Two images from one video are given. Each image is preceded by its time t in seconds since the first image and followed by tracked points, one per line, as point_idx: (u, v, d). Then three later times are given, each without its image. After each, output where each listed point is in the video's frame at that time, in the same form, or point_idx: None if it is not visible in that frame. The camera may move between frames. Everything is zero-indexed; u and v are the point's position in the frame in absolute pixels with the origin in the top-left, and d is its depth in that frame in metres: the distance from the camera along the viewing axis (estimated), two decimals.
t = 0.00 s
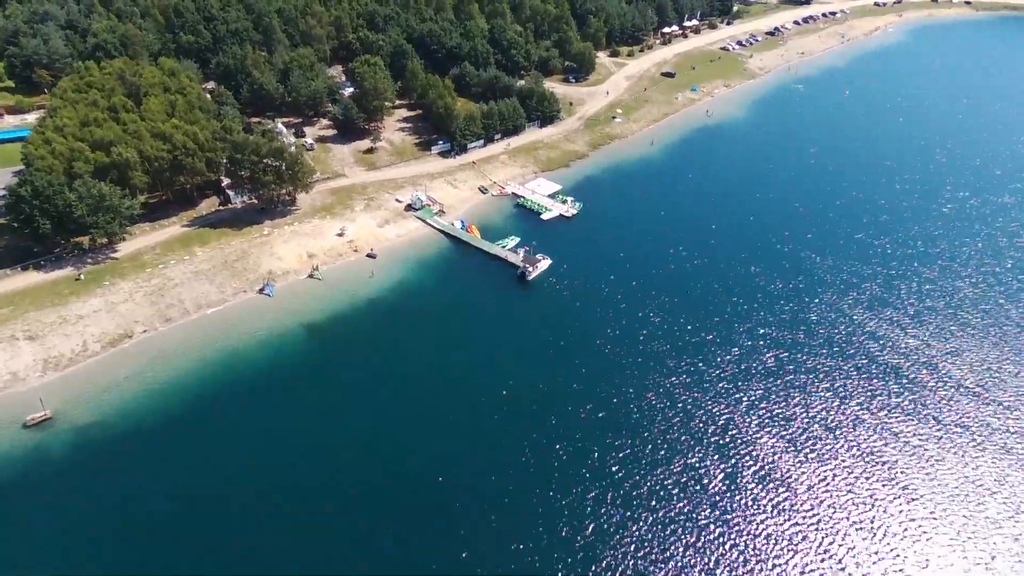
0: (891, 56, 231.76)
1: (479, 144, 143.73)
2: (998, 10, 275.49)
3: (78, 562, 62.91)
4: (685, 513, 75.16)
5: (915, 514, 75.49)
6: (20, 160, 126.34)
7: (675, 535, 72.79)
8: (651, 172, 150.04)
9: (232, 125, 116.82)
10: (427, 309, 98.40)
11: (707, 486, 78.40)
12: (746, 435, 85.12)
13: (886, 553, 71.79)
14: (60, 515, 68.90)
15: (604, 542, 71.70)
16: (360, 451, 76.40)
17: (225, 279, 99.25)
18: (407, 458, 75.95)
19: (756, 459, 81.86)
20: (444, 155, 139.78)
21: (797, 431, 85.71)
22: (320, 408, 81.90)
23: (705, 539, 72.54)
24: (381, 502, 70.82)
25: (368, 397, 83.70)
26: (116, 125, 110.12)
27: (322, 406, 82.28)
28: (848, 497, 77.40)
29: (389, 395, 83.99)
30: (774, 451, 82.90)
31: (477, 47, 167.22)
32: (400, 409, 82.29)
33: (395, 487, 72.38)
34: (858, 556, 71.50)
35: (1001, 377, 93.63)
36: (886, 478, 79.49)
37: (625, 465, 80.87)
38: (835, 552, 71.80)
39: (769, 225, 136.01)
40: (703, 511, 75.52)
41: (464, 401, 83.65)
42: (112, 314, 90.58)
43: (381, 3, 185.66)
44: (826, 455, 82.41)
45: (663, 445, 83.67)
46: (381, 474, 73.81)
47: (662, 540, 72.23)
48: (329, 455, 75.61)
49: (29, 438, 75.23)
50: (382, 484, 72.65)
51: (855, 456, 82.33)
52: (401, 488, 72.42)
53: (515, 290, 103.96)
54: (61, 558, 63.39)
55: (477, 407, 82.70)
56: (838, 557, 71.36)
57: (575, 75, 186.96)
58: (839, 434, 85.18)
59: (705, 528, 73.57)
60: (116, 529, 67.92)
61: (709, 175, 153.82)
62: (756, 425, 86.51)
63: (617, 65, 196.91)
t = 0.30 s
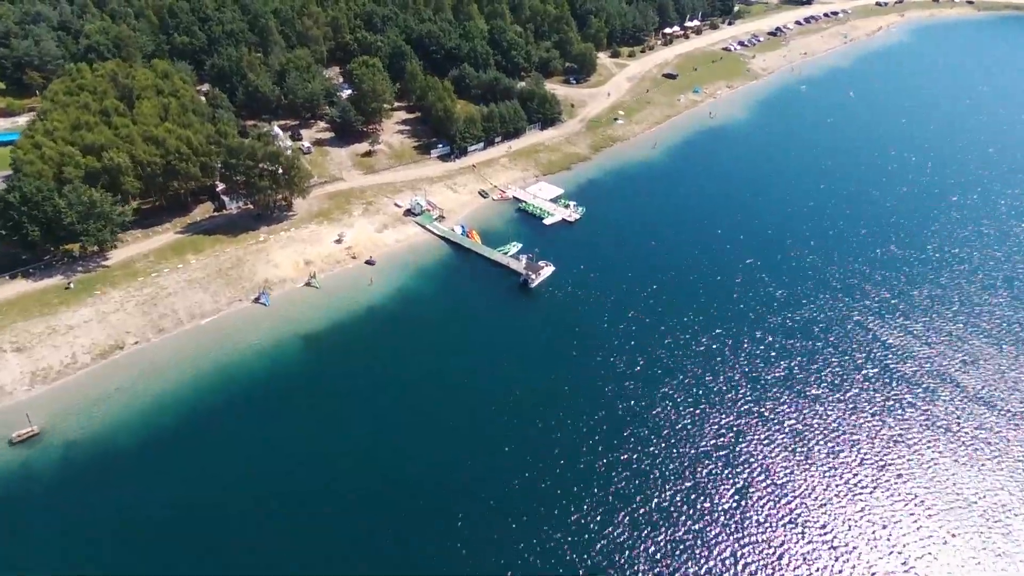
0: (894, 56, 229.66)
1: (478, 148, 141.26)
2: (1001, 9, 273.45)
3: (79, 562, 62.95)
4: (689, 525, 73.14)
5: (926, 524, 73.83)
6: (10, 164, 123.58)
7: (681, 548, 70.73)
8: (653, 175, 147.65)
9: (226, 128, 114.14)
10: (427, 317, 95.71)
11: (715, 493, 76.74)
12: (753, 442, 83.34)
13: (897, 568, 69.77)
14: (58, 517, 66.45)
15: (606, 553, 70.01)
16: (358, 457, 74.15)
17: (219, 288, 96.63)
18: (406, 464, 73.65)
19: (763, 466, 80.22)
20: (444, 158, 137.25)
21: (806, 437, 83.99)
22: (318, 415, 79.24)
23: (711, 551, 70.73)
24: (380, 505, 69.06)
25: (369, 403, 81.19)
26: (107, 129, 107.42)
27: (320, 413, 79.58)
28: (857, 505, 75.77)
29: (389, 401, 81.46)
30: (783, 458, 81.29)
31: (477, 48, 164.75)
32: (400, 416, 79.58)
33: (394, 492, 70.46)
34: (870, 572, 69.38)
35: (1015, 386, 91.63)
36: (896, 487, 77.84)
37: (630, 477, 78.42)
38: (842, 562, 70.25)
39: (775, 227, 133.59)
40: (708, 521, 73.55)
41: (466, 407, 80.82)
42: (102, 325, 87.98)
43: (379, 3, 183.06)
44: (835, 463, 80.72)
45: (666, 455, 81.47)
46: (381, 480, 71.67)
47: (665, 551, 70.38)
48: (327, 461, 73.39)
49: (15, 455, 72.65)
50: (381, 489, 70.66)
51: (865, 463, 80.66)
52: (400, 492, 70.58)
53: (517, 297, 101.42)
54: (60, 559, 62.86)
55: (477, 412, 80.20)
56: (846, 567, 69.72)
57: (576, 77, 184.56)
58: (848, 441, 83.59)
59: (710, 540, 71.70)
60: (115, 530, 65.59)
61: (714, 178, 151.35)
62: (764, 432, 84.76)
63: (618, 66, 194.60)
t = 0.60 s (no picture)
0: (897, 57, 227.76)
1: (479, 151, 138.78)
2: (1003, 10, 271.76)
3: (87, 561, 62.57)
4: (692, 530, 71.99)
5: (935, 530, 72.55)
6: None
7: (682, 554, 69.64)
8: (656, 178, 145.36)
9: (221, 132, 111.47)
10: (428, 324, 93.47)
11: (719, 498, 75.35)
12: (759, 447, 82.19)
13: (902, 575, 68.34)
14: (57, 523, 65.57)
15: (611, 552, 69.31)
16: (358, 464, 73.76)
17: (214, 297, 93.97)
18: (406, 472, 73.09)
19: (769, 470, 79.04)
20: (444, 162, 134.72)
21: (813, 442, 82.94)
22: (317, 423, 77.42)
23: (713, 551, 69.92)
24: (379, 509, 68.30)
25: (371, 411, 79.87)
26: (98, 133, 104.68)
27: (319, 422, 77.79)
28: (859, 511, 74.52)
29: (391, 410, 79.85)
30: (790, 463, 80.17)
31: (476, 50, 162.38)
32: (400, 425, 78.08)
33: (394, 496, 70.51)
34: None
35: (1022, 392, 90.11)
36: (904, 491, 76.61)
37: (635, 482, 76.98)
38: (849, 567, 69.05)
39: (780, 230, 131.49)
40: (712, 525, 72.46)
41: (467, 418, 79.38)
42: (92, 337, 85.30)
43: (377, 4, 180.50)
44: (843, 467, 79.61)
45: (669, 458, 80.30)
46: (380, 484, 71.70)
47: (665, 551, 69.74)
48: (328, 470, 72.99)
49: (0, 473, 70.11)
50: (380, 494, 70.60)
51: (873, 468, 79.49)
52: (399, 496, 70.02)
53: (520, 306, 98.89)
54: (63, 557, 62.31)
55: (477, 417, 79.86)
56: (853, 572, 68.52)
57: (577, 78, 182.25)
58: (856, 445, 82.49)
59: (712, 544, 70.60)
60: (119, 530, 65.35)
61: (718, 181, 149.00)
62: (771, 436, 83.65)
63: (620, 68, 192.31)
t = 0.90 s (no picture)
0: (901, 58, 225.39)
1: (480, 154, 136.15)
2: (1007, 10, 269.40)
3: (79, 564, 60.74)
4: (698, 530, 69.79)
5: (946, 531, 70.53)
6: None
7: (688, 553, 67.44)
8: (660, 181, 142.82)
9: (216, 137, 108.81)
10: (429, 330, 91.17)
11: (727, 499, 73.21)
12: (768, 444, 80.07)
13: None
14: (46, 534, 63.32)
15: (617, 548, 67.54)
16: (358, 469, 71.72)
17: (208, 307, 91.24)
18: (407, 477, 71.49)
19: (771, 471, 76.76)
20: (444, 165, 132.09)
21: (820, 441, 80.52)
22: (315, 433, 75.33)
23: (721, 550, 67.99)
24: (379, 513, 67.62)
25: (370, 415, 78.09)
26: (90, 137, 102.02)
27: (317, 430, 75.90)
28: (864, 513, 72.28)
29: (390, 416, 77.92)
30: (799, 461, 78.05)
31: (477, 51, 159.74)
32: (399, 431, 76.28)
33: (394, 500, 69.05)
34: None
35: None
36: (915, 491, 74.47)
37: (640, 478, 75.01)
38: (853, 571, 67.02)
39: (788, 231, 129.07)
40: (719, 527, 70.13)
41: (464, 427, 77.52)
42: (83, 350, 82.61)
43: (376, 4, 177.80)
44: (850, 465, 77.50)
45: (674, 457, 78.11)
46: (380, 489, 70.08)
47: (673, 547, 67.95)
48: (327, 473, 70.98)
49: None
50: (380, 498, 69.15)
51: (884, 467, 77.41)
52: (399, 498, 69.28)
53: (523, 315, 96.21)
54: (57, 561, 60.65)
55: (478, 421, 78.27)
56: None
57: (579, 79, 179.66)
58: (867, 443, 80.27)
59: (721, 543, 68.65)
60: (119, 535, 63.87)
61: (724, 184, 146.19)
62: (779, 433, 81.55)
63: (622, 69, 189.76)
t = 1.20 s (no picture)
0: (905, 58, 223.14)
1: (481, 157, 133.66)
2: (1011, 10, 267.39)
3: None
4: (707, 546, 67.69)
5: (959, 545, 68.52)
6: None
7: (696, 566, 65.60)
8: (665, 184, 140.27)
9: (212, 141, 106.12)
10: (429, 338, 88.70)
11: (736, 512, 71.14)
12: (778, 455, 77.99)
13: None
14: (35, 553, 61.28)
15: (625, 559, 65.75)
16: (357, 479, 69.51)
17: (203, 316, 88.68)
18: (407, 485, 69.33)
19: (775, 482, 74.82)
20: (445, 169, 129.60)
21: (824, 451, 78.62)
22: (312, 444, 72.85)
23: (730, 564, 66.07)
24: (379, 522, 65.56)
25: (369, 425, 75.62)
26: (82, 142, 99.32)
27: (313, 440, 73.52)
28: (870, 526, 70.33)
29: (388, 425, 75.54)
30: (810, 472, 76.04)
31: (478, 52, 157.19)
32: (399, 442, 73.77)
33: (394, 508, 66.98)
34: None
35: None
36: (929, 503, 72.39)
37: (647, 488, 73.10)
38: None
39: (796, 234, 126.59)
40: (725, 540, 68.23)
41: (465, 437, 75.05)
42: (73, 363, 80.11)
43: (375, 4, 175.05)
44: (855, 476, 75.58)
45: (682, 467, 75.98)
46: (380, 497, 67.93)
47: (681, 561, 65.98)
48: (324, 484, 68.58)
49: None
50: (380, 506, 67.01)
51: (897, 478, 75.33)
52: (399, 507, 67.19)
53: (527, 324, 93.70)
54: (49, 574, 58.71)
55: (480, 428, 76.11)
56: None
57: (582, 81, 177.14)
58: (879, 454, 78.23)
59: (730, 556, 66.76)
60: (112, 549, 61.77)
61: (730, 187, 143.83)
62: (789, 444, 79.45)
63: (625, 70, 187.26)
